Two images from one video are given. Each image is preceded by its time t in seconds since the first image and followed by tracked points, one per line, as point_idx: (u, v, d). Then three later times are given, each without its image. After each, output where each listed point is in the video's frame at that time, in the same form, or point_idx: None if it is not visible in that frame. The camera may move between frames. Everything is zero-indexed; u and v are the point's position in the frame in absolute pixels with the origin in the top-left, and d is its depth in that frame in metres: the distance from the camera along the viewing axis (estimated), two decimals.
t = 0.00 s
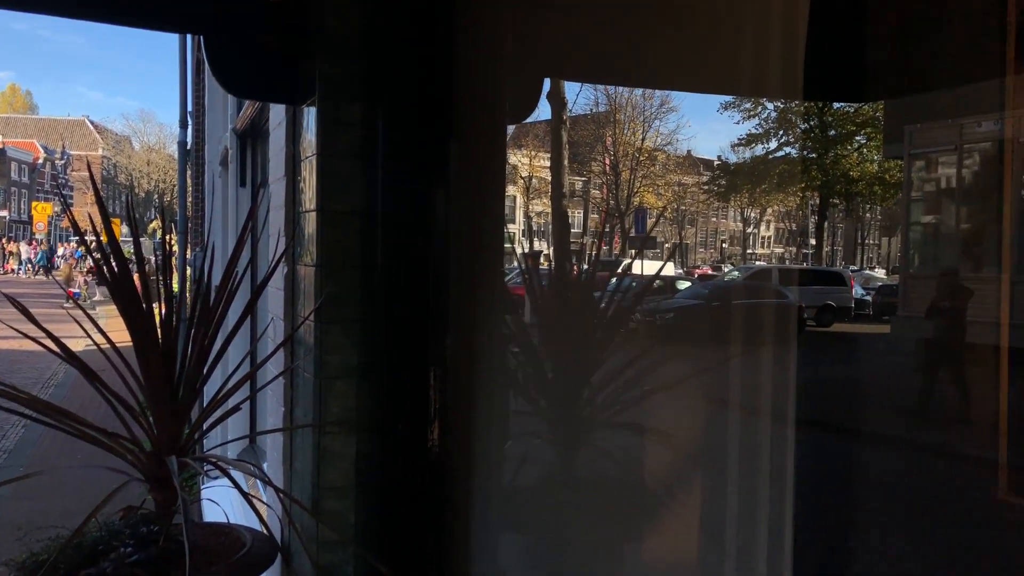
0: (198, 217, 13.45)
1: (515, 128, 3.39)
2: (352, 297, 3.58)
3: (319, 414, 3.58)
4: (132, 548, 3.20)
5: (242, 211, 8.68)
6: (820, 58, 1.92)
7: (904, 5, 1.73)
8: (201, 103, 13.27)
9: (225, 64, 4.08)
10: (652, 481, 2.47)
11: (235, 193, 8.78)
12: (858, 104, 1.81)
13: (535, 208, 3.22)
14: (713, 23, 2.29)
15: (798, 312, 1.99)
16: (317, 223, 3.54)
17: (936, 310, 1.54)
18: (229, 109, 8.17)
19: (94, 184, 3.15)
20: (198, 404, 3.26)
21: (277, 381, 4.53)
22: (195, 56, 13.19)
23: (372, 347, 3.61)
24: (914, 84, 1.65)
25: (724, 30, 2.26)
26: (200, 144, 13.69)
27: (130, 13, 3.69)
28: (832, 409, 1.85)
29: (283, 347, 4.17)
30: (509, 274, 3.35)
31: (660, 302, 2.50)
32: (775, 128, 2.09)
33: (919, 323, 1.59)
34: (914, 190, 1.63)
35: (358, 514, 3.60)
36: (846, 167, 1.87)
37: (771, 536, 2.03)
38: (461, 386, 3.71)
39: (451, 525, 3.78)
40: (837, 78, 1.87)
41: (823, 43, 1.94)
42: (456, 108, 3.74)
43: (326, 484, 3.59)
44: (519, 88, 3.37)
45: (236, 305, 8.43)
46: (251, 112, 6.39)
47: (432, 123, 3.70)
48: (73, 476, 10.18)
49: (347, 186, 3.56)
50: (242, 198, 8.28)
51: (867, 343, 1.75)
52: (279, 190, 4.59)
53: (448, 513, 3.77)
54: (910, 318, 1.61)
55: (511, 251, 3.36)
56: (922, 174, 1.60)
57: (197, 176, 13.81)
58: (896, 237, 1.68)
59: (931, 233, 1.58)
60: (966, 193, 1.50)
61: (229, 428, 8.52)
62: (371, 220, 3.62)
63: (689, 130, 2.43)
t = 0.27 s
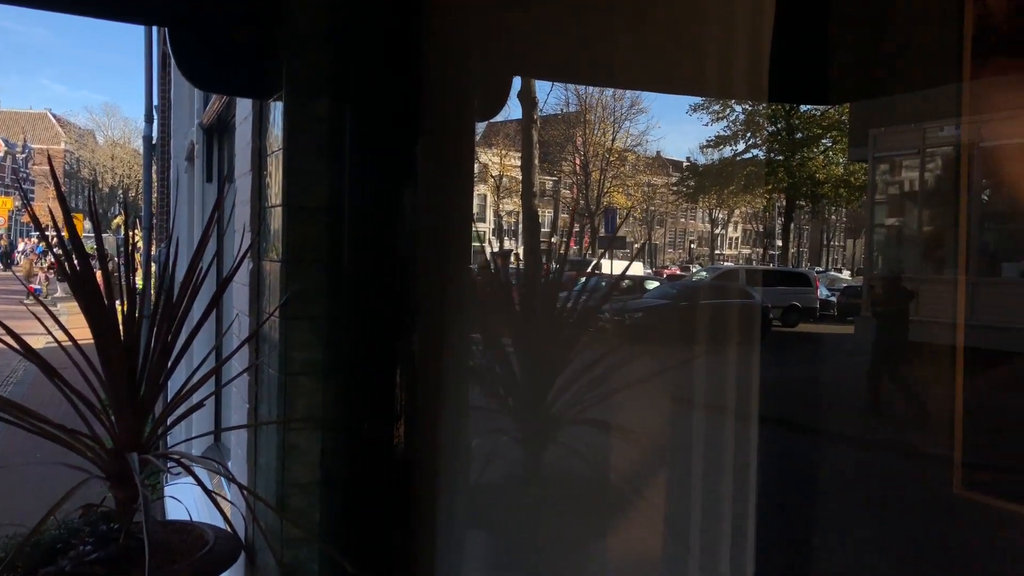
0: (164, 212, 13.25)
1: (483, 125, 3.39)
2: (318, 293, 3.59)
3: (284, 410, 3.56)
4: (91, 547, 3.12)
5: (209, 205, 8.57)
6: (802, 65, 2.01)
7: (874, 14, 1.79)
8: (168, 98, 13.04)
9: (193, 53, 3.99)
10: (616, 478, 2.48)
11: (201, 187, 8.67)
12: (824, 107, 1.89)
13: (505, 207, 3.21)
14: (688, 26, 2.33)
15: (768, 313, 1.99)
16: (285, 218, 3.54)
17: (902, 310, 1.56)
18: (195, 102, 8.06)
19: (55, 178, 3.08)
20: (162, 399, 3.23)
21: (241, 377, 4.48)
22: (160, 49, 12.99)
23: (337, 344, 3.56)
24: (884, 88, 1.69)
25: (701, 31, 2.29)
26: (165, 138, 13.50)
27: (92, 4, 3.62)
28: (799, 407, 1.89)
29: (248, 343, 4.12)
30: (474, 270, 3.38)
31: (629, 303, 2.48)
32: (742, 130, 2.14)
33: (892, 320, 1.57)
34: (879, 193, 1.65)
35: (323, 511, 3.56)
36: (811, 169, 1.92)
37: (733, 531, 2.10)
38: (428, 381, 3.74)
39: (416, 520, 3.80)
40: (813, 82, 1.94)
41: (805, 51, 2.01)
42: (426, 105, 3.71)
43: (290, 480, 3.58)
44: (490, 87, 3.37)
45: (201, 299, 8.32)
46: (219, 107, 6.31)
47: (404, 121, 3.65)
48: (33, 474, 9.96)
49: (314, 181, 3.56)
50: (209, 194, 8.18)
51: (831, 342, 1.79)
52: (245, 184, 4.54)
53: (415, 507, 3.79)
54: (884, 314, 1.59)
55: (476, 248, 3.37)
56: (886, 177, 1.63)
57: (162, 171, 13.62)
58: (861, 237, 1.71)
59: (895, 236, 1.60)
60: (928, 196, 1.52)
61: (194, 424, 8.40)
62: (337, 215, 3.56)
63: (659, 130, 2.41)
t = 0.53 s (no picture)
0: (130, 208, 13.09)
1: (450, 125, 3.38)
2: (282, 290, 3.55)
3: (247, 408, 3.52)
4: (49, 547, 3.07)
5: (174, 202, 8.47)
6: (764, 66, 2.01)
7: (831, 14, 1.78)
8: (134, 93, 12.82)
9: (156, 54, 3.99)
10: (583, 475, 2.50)
11: (167, 183, 8.57)
12: (794, 109, 1.90)
13: (477, 207, 3.19)
14: (656, 26, 2.34)
15: (737, 313, 2.02)
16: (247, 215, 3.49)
17: (866, 310, 1.61)
18: (161, 98, 7.96)
19: (13, 174, 3.03)
20: (124, 394, 3.21)
21: (204, 374, 4.43)
22: (126, 43, 12.81)
23: (300, 342, 3.58)
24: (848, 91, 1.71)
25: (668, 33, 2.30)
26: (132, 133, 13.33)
27: None
28: (766, 406, 1.92)
29: (211, 340, 4.09)
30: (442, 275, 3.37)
31: (602, 303, 2.51)
32: (712, 132, 2.15)
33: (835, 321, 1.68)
34: (845, 196, 1.68)
35: (287, 508, 3.57)
36: (781, 171, 1.94)
37: (698, 532, 2.11)
38: (394, 377, 3.76)
39: (382, 517, 3.84)
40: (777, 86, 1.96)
41: (762, 52, 2.01)
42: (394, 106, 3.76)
43: (253, 479, 3.54)
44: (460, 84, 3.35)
45: (167, 296, 8.24)
46: (184, 102, 6.23)
47: (369, 121, 3.70)
48: None
49: (278, 177, 3.51)
50: (174, 191, 8.08)
51: (794, 341, 1.81)
52: (209, 180, 4.49)
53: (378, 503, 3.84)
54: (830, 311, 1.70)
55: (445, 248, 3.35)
56: (853, 180, 1.67)
57: (129, 166, 13.43)
58: (827, 239, 1.73)
59: (860, 237, 1.63)
60: (891, 200, 1.53)
61: (159, 424, 8.30)
62: (303, 212, 3.57)
63: (630, 131, 2.47)
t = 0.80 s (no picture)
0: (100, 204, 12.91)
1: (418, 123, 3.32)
2: (247, 289, 3.54)
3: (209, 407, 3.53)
4: (7, 548, 3.07)
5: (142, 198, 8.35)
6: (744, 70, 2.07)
7: (800, 18, 1.83)
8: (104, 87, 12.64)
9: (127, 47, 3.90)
10: (549, 472, 2.56)
11: (134, 179, 8.44)
12: (762, 110, 1.95)
13: (450, 206, 3.09)
14: (639, 33, 2.42)
15: (706, 312, 2.06)
16: (212, 214, 3.47)
17: (835, 309, 1.65)
18: (129, 93, 7.83)
19: None
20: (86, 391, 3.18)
21: (168, 372, 4.37)
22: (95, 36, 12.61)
23: (265, 340, 3.58)
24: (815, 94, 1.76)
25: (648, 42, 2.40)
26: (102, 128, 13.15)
27: None
28: (736, 403, 1.97)
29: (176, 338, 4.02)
30: (409, 277, 3.29)
31: (572, 302, 2.54)
32: (682, 133, 2.24)
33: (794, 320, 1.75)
34: (813, 197, 1.73)
35: (249, 507, 3.58)
36: (751, 171, 2.00)
37: (662, 521, 2.21)
38: (358, 378, 3.65)
39: (346, 523, 3.75)
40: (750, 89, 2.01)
41: (743, 58, 2.07)
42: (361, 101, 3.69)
43: (217, 478, 3.54)
44: (422, 81, 3.29)
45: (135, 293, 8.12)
46: (151, 97, 6.14)
47: (333, 121, 3.69)
48: None
49: (242, 174, 3.51)
50: (141, 186, 7.95)
51: (760, 339, 1.86)
52: (174, 177, 4.43)
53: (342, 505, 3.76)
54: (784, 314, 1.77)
55: (413, 248, 3.27)
56: (821, 182, 1.72)
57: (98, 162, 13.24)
58: (797, 240, 1.77)
59: (829, 237, 1.67)
60: (859, 201, 1.58)
61: (126, 423, 8.19)
62: (266, 210, 3.56)
63: (603, 132, 2.56)
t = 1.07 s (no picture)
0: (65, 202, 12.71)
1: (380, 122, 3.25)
2: (208, 289, 3.46)
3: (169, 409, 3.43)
4: None
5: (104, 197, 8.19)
6: (722, 76, 2.14)
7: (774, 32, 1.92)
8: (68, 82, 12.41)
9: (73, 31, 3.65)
10: (513, 473, 2.62)
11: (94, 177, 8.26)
12: (733, 113, 2.07)
13: (422, 205, 3.00)
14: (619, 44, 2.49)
15: (676, 313, 2.18)
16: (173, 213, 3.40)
17: (801, 309, 1.75)
18: (90, 89, 7.67)
19: None
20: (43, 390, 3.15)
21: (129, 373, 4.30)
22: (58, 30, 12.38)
23: (226, 340, 3.51)
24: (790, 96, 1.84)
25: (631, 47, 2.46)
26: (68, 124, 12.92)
27: None
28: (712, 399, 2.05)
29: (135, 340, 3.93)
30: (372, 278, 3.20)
31: (544, 303, 2.55)
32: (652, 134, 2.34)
33: (750, 322, 1.89)
34: (782, 199, 1.84)
35: (211, 509, 3.51)
36: (720, 172, 2.10)
37: (626, 515, 2.36)
38: (321, 377, 3.60)
39: (308, 530, 3.69)
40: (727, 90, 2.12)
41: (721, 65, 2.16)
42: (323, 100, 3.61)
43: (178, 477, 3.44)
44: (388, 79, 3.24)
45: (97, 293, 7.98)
46: (110, 94, 6.01)
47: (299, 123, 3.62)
48: None
49: (202, 175, 3.43)
50: (100, 184, 7.77)
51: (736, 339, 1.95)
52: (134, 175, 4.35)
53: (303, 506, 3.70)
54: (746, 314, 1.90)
55: (380, 248, 3.16)
56: (789, 183, 1.84)
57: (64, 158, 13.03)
58: (765, 241, 1.86)
59: (795, 238, 1.76)
60: (826, 201, 1.69)
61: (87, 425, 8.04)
62: (226, 208, 3.49)
63: (574, 133, 2.63)
